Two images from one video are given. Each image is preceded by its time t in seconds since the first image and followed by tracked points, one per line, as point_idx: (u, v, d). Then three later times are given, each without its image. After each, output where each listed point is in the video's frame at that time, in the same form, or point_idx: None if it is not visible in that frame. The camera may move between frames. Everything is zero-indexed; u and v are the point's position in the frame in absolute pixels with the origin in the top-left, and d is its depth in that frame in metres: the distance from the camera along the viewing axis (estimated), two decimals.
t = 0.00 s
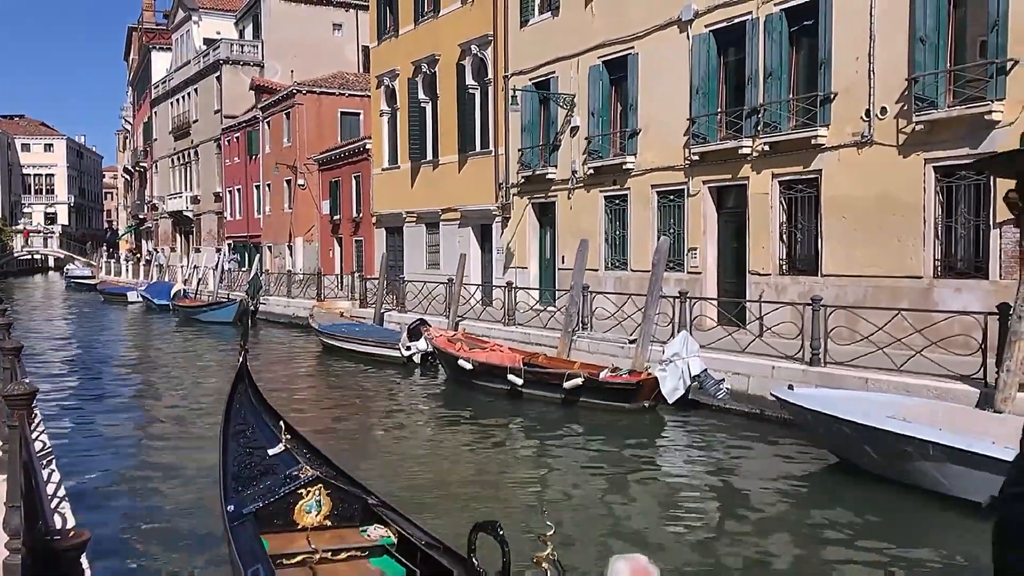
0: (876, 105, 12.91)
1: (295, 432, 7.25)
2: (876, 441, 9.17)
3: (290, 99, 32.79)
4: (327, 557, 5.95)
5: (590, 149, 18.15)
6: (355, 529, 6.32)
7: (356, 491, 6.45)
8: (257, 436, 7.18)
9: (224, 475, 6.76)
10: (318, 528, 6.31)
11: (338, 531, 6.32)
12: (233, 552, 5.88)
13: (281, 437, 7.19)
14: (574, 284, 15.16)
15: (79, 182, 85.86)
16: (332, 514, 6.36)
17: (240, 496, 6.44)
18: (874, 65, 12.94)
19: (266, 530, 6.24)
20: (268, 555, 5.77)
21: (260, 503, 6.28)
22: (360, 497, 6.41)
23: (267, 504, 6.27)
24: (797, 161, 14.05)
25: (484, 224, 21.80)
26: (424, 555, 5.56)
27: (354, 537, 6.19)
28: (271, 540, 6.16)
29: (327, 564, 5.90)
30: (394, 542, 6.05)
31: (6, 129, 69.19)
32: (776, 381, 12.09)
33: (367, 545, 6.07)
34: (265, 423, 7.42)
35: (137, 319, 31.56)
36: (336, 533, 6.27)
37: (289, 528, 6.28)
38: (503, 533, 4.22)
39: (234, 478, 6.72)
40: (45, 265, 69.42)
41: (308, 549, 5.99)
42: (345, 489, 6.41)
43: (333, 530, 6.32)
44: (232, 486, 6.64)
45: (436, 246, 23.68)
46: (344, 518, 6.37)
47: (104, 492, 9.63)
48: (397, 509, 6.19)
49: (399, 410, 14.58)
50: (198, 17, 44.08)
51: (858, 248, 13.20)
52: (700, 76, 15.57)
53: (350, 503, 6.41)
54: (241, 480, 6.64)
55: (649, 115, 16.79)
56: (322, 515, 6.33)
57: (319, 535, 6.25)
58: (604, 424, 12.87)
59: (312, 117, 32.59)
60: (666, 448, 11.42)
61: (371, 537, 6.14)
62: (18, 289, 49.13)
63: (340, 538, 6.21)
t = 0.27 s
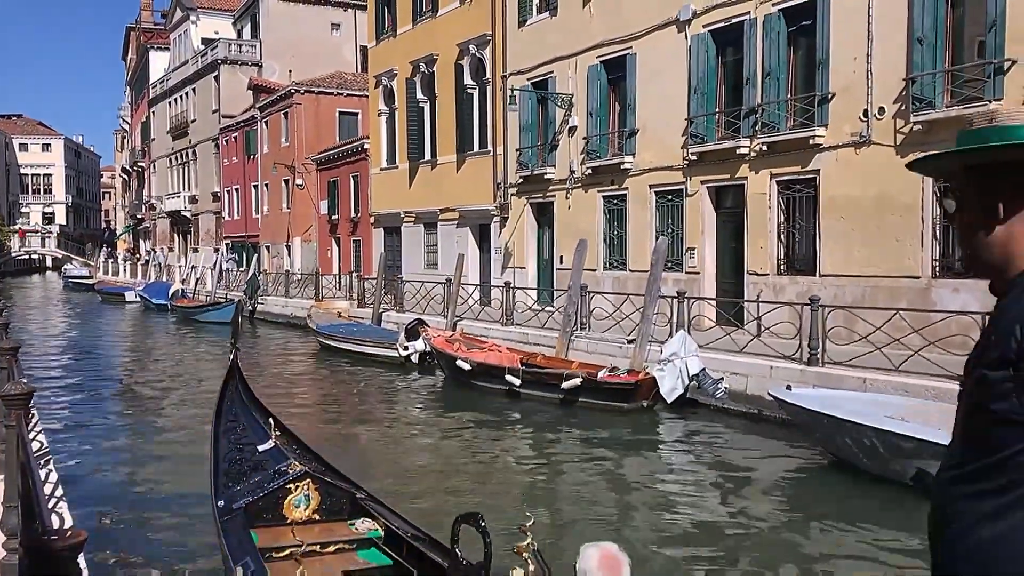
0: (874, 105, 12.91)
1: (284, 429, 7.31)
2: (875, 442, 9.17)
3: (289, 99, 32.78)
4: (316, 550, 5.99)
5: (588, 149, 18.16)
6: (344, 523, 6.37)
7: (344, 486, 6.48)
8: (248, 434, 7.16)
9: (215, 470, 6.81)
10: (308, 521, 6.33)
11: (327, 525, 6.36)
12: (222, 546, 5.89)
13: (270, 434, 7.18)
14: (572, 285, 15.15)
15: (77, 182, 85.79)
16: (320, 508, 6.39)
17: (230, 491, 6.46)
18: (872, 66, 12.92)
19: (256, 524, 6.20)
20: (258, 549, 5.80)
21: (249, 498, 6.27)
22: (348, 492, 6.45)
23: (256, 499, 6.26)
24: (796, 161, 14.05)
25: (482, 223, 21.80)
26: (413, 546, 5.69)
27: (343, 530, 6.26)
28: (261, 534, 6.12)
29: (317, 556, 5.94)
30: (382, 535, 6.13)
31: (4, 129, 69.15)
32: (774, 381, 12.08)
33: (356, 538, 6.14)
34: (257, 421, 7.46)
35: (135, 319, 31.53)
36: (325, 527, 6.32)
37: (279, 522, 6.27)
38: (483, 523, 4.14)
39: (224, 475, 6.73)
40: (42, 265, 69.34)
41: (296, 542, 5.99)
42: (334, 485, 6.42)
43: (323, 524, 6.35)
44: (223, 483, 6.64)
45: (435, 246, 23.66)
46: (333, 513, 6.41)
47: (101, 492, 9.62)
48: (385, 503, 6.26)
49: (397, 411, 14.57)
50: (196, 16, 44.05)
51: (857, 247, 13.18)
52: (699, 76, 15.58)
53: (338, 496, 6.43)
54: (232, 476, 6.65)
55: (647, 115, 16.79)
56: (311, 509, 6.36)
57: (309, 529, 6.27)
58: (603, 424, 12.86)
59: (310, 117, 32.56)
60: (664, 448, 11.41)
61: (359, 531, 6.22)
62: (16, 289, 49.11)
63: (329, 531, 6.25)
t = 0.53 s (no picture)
0: (872, 104, 12.90)
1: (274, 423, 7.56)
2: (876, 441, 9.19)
3: (288, 98, 32.78)
4: (306, 541, 6.24)
5: (587, 148, 18.17)
6: (333, 514, 6.64)
7: (333, 479, 6.74)
8: (239, 429, 7.42)
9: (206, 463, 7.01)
10: (298, 513, 6.58)
11: (317, 517, 6.62)
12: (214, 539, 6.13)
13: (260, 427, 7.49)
14: (571, 284, 15.15)
15: (76, 181, 85.65)
16: (310, 500, 6.66)
17: (222, 485, 6.69)
18: (871, 65, 12.90)
19: (247, 517, 6.46)
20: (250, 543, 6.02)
21: (239, 492, 6.51)
22: (337, 483, 6.72)
23: (247, 493, 6.51)
24: (794, 160, 14.06)
25: (481, 223, 21.80)
26: (400, 536, 5.92)
27: (332, 522, 6.50)
28: (252, 527, 6.38)
29: (307, 547, 6.20)
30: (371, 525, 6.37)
31: (3, 128, 69.05)
32: (774, 381, 12.09)
33: (345, 529, 6.38)
34: (247, 415, 7.70)
35: (134, 318, 31.50)
36: (315, 518, 6.57)
37: (269, 514, 6.53)
38: (466, 514, 4.31)
39: (215, 468, 6.94)
40: (42, 264, 69.32)
41: (284, 534, 6.23)
42: (322, 478, 6.70)
43: (313, 516, 6.61)
44: (214, 476, 6.86)
45: (434, 246, 23.66)
46: (322, 505, 6.68)
47: (100, 491, 9.62)
48: (372, 494, 6.51)
49: (396, 410, 14.57)
50: (195, 15, 44.02)
51: (856, 247, 13.17)
52: (698, 76, 15.58)
53: (326, 489, 6.71)
54: (223, 469, 6.88)
55: (646, 114, 16.80)
56: (301, 502, 6.61)
57: (300, 520, 6.53)
58: (602, 423, 12.88)
59: (310, 116, 32.56)
60: (663, 447, 11.44)
61: (348, 521, 6.45)
62: (15, 288, 49.04)
63: (319, 522, 6.51)
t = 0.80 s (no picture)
0: (873, 103, 12.90)
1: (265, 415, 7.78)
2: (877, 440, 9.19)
3: (288, 96, 32.77)
4: (299, 531, 6.33)
5: (588, 146, 18.17)
6: (325, 505, 6.79)
7: (324, 470, 6.93)
8: (231, 422, 7.61)
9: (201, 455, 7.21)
10: (291, 504, 6.75)
11: (309, 507, 6.79)
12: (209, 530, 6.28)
13: (251, 420, 7.69)
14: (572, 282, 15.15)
15: (76, 180, 85.59)
16: (302, 492, 6.83)
17: (216, 477, 6.89)
18: (871, 63, 12.92)
19: (240, 508, 6.65)
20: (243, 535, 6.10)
21: (233, 485, 6.72)
22: (328, 474, 6.90)
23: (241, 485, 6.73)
24: (794, 159, 14.06)
25: (481, 221, 21.79)
26: (390, 526, 6.03)
27: (323, 512, 6.63)
28: (244, 518, 6.53)
29: (298, 537, 6.30)
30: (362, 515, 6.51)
31: (3, 127, 69.01)
32: (774, 379, 12.07)
33: (337, 519, 6.50)
34: (240, 410, 7.89)
35: (135, 316, 31.50)
36: (307, 509, 6.73)
37: (262, 506, 6.69)
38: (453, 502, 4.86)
39: (209, 460, 7.14)
40: (42, 262, 69.30)
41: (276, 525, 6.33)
42: (314, 470, 6.89)
43: (305, 506, 6.79)
44: (209, 469, 7.05)
45: (434, 244, 23.65)
46: (314, 495, 6.85)
47: (100, 489, 9.63)
48: (363, 485, 6.67)
49: (396, 408, 14.58)
50: (195, 14, 44.00)
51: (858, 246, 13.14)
52: (698, 74, 15.57)
53: (318, 480, 6.89)
54: (217, 462, 7.08)
55: (646, 113, 16.80)
56: (293, 493, 6.76)
57: (292, 511, 6.67)
58: (602, 422, 12.87)
59: (310, 114, 32.55)
60: (664, 446, 11.43)
61: (340, 512, 6.57)
62: (16, 287, 49.02)
63: (311, 513, 6.65)
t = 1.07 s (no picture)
0: (875, 99, 12.89)
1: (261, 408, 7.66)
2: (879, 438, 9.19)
3: (289, 93, 32.78)
4: (292, 523, 6.50)
5: (589, 143, 18.15)
6: (319, 496, 6.93)
7: (318, 462, 7.01)
8: (227, 416, 7.54)
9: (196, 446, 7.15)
10: (285, 496, 6.86)
11: (302, 499, 6.91)
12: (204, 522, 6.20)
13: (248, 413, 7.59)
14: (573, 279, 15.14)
15: (78, 177, 85.61)
16: (296, 483, 6.93)
17: (211, 470, 6.84)
18: (874, 60, 12.92)
19: (235, 500, 6.74)
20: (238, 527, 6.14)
21: (228, 476, 6.75)
22: (322, 466, 6.99)
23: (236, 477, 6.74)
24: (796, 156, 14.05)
25: (483, 218, 21.77)
26: (381, 516, 6.30)
27: (317, 503, 6.78)
28: (239, 509, 6.63)
29: (293, 527, 6.50)
30: (355, 506, 6.70)
31: (5, 124, 69.05)
32: (775, 375, 12.05)
33: (331, 510, 6.69)
34: (235, 403, 7.86)
35: (137, 313, 31.52)
36: (301, 500, 6.85)
37: (256, 497, 6.80)
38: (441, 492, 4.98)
39: (204, 453, 7.07)
40: (44, 259, 69.33)
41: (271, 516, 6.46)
42: (308, 463, 6.96)
43: (299, 498, 6.90)
44: (203, 460, 7.00)
45: (435, 241, 23.65)
46: (308, 486, 6.96)
47: (102, 486, 9.65)
48: (357, 476, 6.84)
49: (398, 405, 14.59)
50: (197, 10, 44.00)
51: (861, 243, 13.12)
52: (700, 70, 15.55)
53: (312, 472, 6.97)
54: (212, 455, 7.04)
55: (648, 110, 16.78)
56: (287, 485, 6.88)
57: (286, 503, 6.81)
58: (603, 419, 12.86)
59: (312, 111, 32.55)
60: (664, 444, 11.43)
61: (334, 503, 6.75)
62: (18, 284, 49.05)
63: (305, 504, 6.80)
